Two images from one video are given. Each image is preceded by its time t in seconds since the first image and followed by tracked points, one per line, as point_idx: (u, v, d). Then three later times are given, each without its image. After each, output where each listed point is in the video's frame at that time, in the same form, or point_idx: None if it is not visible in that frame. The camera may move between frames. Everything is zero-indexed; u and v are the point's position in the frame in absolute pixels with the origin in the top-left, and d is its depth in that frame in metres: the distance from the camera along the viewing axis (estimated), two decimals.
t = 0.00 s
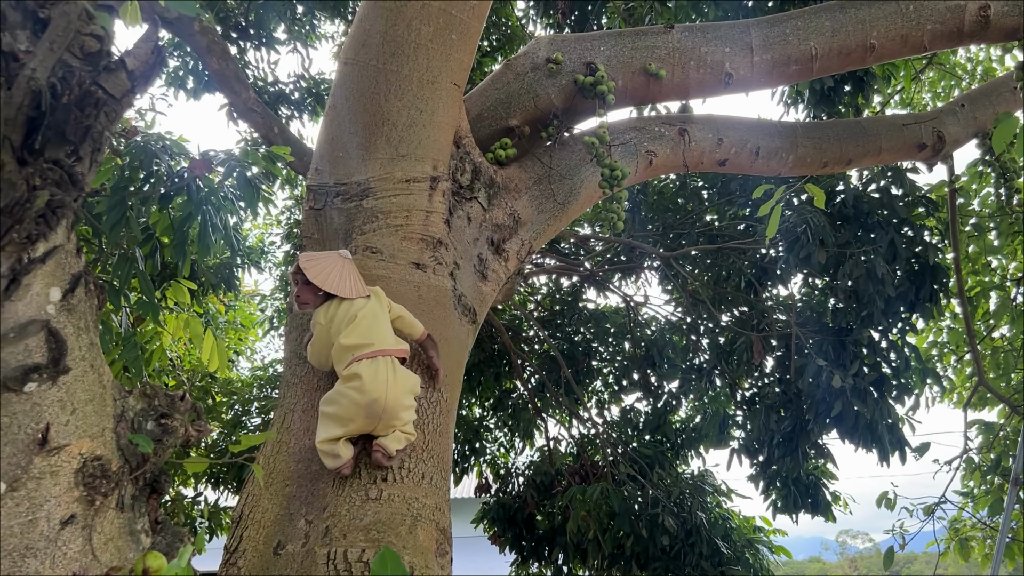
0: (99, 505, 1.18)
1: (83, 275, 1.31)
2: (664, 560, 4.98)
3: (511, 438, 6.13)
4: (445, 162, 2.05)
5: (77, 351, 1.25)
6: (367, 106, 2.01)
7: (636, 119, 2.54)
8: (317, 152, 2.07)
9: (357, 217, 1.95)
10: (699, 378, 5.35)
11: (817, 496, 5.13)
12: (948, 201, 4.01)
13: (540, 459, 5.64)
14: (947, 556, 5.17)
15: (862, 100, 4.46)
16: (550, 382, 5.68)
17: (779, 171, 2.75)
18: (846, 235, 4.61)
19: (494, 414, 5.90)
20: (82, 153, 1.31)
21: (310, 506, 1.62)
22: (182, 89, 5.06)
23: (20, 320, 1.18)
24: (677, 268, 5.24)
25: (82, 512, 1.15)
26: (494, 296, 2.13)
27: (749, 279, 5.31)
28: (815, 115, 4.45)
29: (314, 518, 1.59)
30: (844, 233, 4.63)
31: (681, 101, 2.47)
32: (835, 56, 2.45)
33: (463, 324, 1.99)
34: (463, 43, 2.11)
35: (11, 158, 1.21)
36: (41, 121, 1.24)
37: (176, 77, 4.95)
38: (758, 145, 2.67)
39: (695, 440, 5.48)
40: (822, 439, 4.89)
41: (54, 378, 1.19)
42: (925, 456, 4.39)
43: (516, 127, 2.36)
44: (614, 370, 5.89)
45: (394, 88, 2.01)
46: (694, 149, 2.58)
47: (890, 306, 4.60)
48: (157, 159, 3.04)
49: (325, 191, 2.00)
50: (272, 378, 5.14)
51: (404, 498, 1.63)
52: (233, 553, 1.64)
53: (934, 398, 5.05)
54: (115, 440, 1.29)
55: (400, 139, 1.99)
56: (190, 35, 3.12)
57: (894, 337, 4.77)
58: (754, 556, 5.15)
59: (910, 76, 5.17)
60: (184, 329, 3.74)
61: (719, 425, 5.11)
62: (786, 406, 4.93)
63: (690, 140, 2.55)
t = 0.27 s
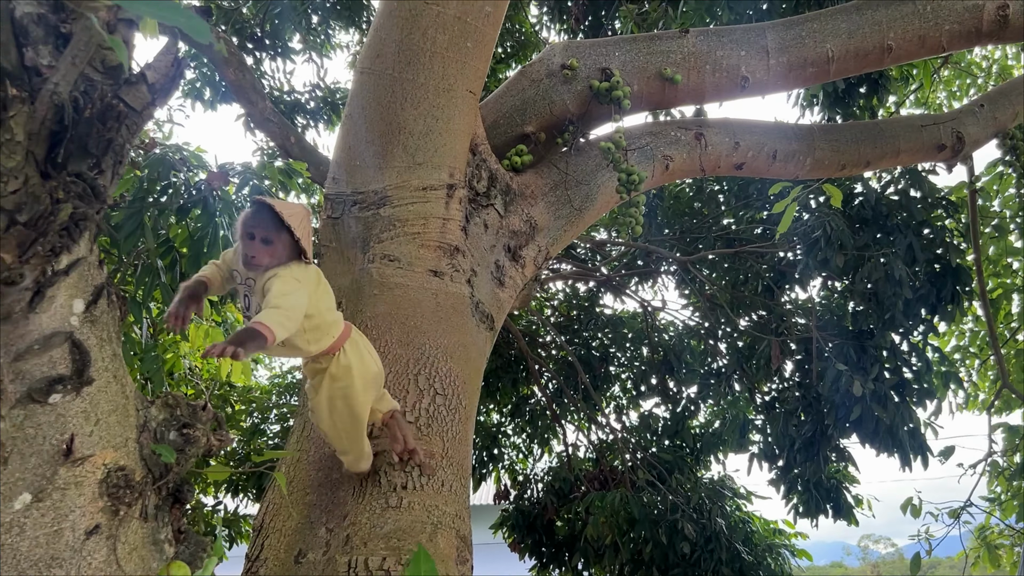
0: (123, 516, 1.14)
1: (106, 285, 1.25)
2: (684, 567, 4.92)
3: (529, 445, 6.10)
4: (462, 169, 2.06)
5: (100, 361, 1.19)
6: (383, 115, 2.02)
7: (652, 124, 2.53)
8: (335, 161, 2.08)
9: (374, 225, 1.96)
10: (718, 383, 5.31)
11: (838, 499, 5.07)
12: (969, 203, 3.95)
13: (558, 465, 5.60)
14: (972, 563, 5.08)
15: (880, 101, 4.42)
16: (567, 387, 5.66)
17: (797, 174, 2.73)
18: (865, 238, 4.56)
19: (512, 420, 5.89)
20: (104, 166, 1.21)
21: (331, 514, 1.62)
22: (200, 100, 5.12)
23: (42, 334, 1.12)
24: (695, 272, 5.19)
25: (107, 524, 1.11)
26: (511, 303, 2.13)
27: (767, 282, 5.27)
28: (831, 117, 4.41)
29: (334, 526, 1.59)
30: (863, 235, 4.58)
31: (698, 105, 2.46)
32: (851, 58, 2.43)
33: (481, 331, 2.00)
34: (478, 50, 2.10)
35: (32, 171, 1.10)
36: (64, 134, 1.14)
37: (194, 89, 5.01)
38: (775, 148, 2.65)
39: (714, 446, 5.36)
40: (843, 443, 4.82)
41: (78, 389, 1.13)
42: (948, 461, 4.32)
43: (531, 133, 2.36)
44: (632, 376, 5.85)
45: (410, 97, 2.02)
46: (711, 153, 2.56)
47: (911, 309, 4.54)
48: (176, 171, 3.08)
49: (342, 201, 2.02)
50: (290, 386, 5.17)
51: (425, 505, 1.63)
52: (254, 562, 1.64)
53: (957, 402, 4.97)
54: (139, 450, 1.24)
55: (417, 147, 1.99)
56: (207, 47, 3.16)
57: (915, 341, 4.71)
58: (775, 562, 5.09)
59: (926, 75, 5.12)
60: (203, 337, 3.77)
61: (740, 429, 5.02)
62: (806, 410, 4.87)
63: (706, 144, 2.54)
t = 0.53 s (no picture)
0: (160, 523, 1.15)
1: (141, 297, 1.27)
2: None
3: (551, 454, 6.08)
4: (484, 180, 2.07)
5: (138, 372, 1.22)
6: (405, 127, 2.04)
7: (672, 132, 2.53)
8: (359, 174, 2.11)
9: (398, 236, 1.98)
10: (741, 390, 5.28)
11: (864, 506, 4.95)
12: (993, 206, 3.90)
13: (581, 474, 5.58)
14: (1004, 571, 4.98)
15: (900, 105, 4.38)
16: (589, 396, 5.65)
17: (818, 180, 2.71)
18: (887, 243, 4.52)
19: (533, 429, 5.88)
20: (140, 181, 1.25)
21: (359, 522, 1.63)
22: (223, 117, 5.21)
23: (81, 344, 1.14)
24: (715, 279, 5.17)
25: (146, 529, 1.13)
26: (534, 311, 2.14)
27: (789, 289, 5.23)
28: (851, 122, 4.39)
29: (362, 535, 1.60)
30: (886, 240, 4.54)
31: (719, 112, 2.46)
32: (872, 62, 2.42)
33: (505, 340, 2.01)
34: (499, 62, 2.10)
35: (72, 188, 1.14)
36: (102, 151, 1.17)
37: (217, 106, 5.10)
38: (797, 154, 2.64)
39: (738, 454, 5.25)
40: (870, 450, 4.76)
41: (117, 399, 1.16)
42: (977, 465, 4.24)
43: (552, 143, 2.37)
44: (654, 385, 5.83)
45: (432, 109, 2.03)
46: (733, 160, 2.56)
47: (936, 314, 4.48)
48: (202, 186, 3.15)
49: (366, 213, 2.05)
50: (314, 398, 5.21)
51: (452, 514, 1.63)
52: (285, 570, 1.66)
53: (984, 408, 4.89)
54: (174, 459, 1.25)
55: (439, 158, 2.01)
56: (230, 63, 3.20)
57: (939, 346, 4.64)
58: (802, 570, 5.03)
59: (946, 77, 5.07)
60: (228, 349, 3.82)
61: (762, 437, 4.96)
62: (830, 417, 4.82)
63: (728, 150, 2.53)
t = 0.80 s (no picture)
0: (208, 533, 1.20)
1: (189, 315, 1.32)
2: None
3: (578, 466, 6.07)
4: (511, 196, 2.10)
5: (186, 389, 1.27)
6: (433, 145, 2.07)
7: (697, 145, 2.55)
8: (388, 192, 2.15)
9: (428, 252, 2.02)
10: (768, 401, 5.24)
11: (895, 519, 4.88)
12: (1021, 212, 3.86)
13: (608, 486, 5.56)
14: None
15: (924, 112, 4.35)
16: (615, 408, 5.64)
17: (843, 190, 2.71)
18: (913, 251, 4.48)
19: (560, 442, 5.88)
20: (189, 205, 1.26)
21: (394, 534, 1.66)
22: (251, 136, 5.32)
23: (133, 363, 1.20)
24: (741, 290, 5.15)
25: (195, 540, 1.18)
26: (562, 324, 2.16)
27: (815, 298, 5.19)
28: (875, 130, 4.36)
29: (398, 547, 1.64)
30: (912, 248, 4.50)
31: (743, 124, 2.47)
32: (895, 73, 2.42)
33: (534, 353, 2.03)
34: (525, 80, 2.12)
35: (125, 213, 1.17)
36: (154, 175, 1.19)
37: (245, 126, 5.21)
38: (822, 165, 2.64)
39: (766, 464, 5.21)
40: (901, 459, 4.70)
41: (167, 415, 1.21)
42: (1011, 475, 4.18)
43: (578, 157, 2.39)
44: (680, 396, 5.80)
45: (459, 126, 2.06)
46: (757, 172, 2.57)
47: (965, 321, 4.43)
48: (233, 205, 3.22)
49: (397, 229, 2.08)
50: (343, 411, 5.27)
51: (486, 525, 1.65)
52: None
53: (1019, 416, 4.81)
54: (221, 472, 1.29)
55: (467, 175, 2.04)
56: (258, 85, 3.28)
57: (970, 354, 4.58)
58: None
59: (971, 83, 5.02)
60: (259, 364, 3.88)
61: (790, 447, 4.86)
62: (860, 427, 4.78)
63: (752, 162, 2.54)
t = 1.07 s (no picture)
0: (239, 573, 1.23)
1: (220, 356, 1.36)
2: None
3: (600, 486, 6.04)
4: (531, 225, 2.13)
5: (217, 428, 1.30)
6: (454, 175, 2.11)
7: (715, 169, 2.57)
8: (410, 222, 2.18)
9: (449, 282, 2.05)
10: (792, 420, 5.23)
11: (925, 538, 4.77)
12: None
13: (631, 506, 5.50)
14: None
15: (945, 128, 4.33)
16: (637, 427, 5.61)
17: (863, 213, 2.71)
18: (936, 268, 4.44)
19: (582, 462, 5.85)
20: (220, 251, 1.32)
21: (420, 564, 1.69)
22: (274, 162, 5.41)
23: (167, 405, 1.24)
24: (762, 308, 5.11)
25: None
26: (583, 351, 2.18)
27: (838, 316, 5.16)
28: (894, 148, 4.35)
29: None
30: (935, 265, 4.46)
31: (760, 149, 2.49)
32: (913, 96, 2.42)
33: (556, 380, 2.05)
34: (543, 110, 2.15)
35: (159, 261, 1.22)
36: (186, 225, 1.25)
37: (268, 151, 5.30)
38: (840, 188, 2.64)
39: (792, 483, 5.30)
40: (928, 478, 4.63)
41: (200, 454, 1.25)
42: None
43: (597, 185, 2.42)
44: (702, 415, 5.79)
45: (480, 157, 2.10)
46: (776, 196, 2.58)
47: (991, 338, 4.38)
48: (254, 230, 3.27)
49: (419, 258, 2.12)
50: (366, 433, 5.30)
51: (510, 555, 1.67)
52: None
53: None
54: (252, 510, 1.33)
55: (487, 205, 2.08)
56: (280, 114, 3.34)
57: (996, 371, 4.52)
58: None
59: (993, 97, 4.99)
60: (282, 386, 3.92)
61: (817, 465, 4.93)
62: (885, 446, 4.70)
63: (770, 186, 2.56)
